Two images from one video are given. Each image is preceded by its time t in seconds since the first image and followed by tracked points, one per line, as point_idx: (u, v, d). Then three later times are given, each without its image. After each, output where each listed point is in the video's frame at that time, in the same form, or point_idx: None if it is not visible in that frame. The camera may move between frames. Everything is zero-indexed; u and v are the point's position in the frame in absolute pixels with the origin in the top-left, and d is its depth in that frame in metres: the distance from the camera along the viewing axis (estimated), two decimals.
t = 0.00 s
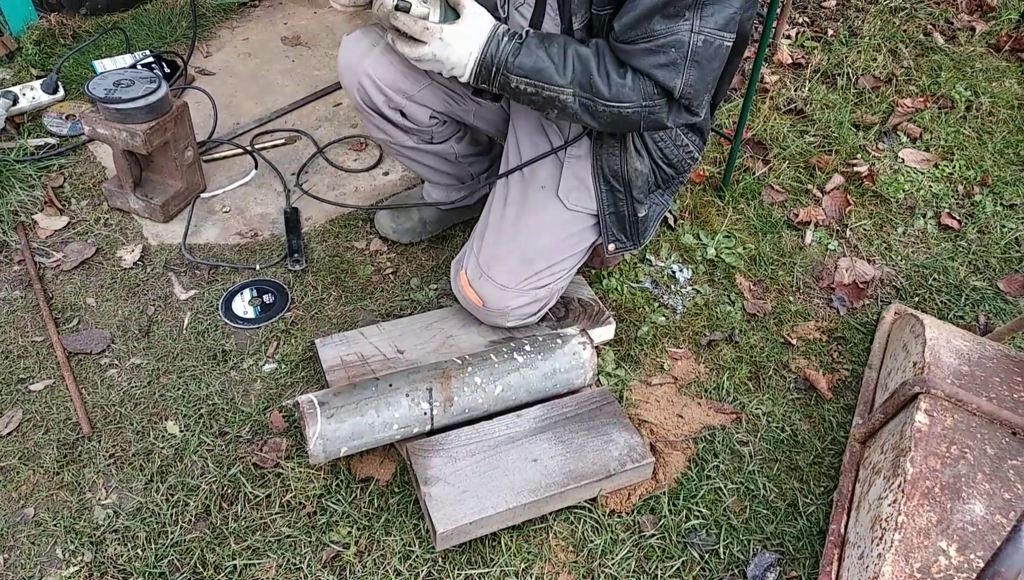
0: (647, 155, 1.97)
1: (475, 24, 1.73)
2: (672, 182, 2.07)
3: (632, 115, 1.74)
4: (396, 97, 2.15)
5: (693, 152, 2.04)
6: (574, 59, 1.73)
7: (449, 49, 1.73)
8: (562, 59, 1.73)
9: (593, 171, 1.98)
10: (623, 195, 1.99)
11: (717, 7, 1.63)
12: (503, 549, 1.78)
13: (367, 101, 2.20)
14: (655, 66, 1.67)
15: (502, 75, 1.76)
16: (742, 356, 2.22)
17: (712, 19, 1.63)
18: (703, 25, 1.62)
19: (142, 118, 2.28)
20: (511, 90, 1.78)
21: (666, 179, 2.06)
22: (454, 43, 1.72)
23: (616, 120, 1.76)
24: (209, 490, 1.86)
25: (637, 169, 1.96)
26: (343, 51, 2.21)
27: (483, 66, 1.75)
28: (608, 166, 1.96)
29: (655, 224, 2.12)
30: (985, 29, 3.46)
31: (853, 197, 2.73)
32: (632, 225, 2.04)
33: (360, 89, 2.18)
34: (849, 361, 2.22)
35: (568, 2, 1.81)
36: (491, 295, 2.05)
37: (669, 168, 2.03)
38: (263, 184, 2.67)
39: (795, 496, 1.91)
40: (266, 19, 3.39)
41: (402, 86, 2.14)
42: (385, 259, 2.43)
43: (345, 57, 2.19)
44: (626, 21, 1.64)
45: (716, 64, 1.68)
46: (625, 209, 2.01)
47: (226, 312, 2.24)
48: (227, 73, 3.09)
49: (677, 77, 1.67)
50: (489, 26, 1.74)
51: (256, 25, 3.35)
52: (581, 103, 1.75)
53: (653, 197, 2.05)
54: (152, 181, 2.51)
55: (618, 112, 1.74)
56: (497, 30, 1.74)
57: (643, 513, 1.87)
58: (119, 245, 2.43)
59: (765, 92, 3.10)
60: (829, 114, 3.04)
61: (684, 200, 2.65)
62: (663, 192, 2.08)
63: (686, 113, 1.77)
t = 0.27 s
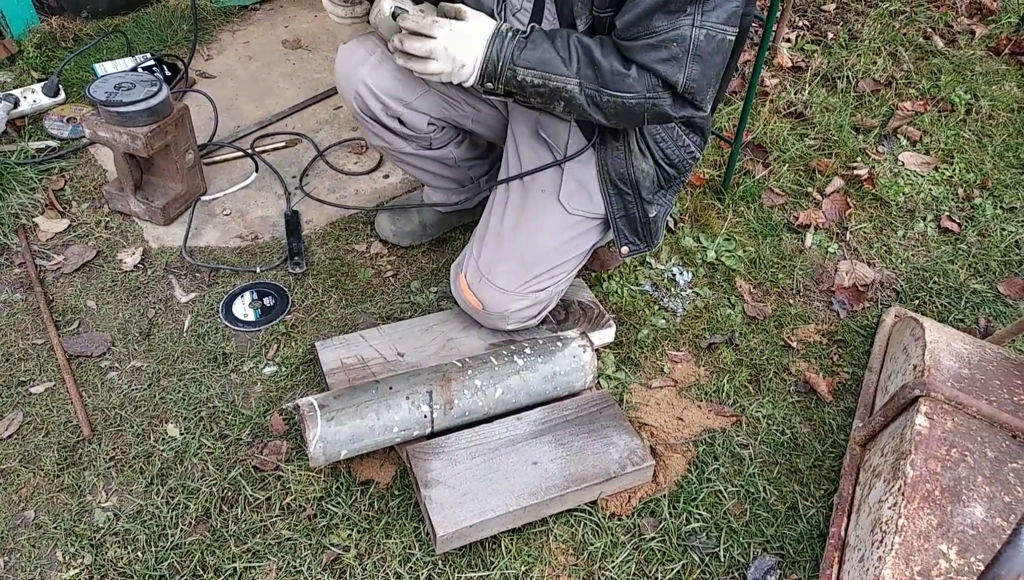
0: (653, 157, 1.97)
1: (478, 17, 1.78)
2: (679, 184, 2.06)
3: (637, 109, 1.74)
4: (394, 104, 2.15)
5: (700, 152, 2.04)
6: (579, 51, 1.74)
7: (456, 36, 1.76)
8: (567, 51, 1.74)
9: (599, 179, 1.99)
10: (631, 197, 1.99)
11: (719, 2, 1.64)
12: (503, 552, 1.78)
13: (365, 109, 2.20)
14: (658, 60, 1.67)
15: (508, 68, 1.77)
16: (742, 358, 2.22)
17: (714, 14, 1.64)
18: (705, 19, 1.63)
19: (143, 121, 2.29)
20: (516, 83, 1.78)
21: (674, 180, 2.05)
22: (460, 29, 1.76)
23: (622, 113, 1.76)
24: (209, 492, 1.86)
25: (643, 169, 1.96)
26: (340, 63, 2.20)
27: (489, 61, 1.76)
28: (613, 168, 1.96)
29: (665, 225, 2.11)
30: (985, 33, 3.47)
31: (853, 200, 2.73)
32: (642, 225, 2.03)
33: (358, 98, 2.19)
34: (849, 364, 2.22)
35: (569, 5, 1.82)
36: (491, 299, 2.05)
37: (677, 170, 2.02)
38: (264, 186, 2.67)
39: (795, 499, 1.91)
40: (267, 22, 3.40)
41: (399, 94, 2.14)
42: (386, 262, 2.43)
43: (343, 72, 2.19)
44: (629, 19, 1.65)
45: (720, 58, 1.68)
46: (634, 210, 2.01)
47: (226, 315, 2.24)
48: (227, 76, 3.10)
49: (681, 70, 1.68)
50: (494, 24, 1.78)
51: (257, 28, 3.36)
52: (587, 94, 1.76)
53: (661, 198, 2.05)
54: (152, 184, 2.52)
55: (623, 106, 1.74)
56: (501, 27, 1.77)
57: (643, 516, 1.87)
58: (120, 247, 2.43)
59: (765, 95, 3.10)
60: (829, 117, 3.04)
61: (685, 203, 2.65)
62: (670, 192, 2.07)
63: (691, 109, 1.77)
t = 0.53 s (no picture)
0: (654, 163, 1.96)
1: (475, 37, 1.78)
2: (680, 187, 2.06)
3: (637, 124, 1.74)
4: (398, 111, 2.15)
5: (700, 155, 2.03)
6: (577, 72, 1.74)
7: (451, 59, 1.76)
8: (564, 72, 1.74)
9: (602, 184, 1.99)
10: (633, 203, 1.99)
11: (717, 12, 1.62)
12: (506, 554, 1.78)
13: (368, 116, 2.20)
14: (656, 72, 1.66)
15: (505, 93, 1.77)
16: (744, 361, 2.22)
17: (712, 25, 1.63)
18: (703, 30, 1.62)
19: (145, 123, 2.29)
20: (514, 106, 1.79)
21: (674, 184, 2.04)
22: (455, 51, 1.76)
23: (622, 130, 1.76)
24: (211, 494, 1.86)
25: (644, 176, 1.96)
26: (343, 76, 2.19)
27: (485, 82, 1.76)
28: (615, 175, 1.96)
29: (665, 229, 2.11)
30: (987, 35, 3.47)
31: (856, 202, 2.73)
32: (643, 230, 2.03)
33: (360, 106, 2.18)
34: (851, 367, 2.22)
35: (567, 16, 1.82)
36: (493, 301, 2.05)
37: (677, 175, 2.02)
38: (266, 188, 2.67)
39: (797, 502, 1.91)
40: (270, 24, 3.40)
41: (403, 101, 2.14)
42: (388, 264, 2.43)
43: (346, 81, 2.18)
44: (627, 30, 1.66)
45: (719, 68, 1.67)
46: (636, 215, 2.01)
47: (228, 317, 2.25)
48: (229, 78, 3.10)
49: (680, 83, 1.67)
50: (491, 45, 1.77)
51: (259, 30, 3.36)
52: (586, 114, 1.76)
53: (661, 202, 2.05)
54: (155, 186, 2.52)
55: (623, 122, 1.74)
56: (497, 48, 1.77)
57: (645, 518, 1.86)
58: (122, 249, 2.43)
59: (767, 97, 3.10)
60: (831, 119, 3.04)
61: (687, 205, 2.65)
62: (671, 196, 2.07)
63: (691, 120, 1.76)
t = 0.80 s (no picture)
0: (652, 168, 1.95)
1: (469, 75, 1.74)
2: (679, 192, 2.05)
3: (635, 145, 1.75)
4: (397, 119, 2.15)
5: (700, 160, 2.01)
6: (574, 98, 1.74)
7: (446, 101, 1.74)
8: (562, 103, 1.74)
9: (600, 188, 1.99)
10: (632, 207, 1.99)
11: (710, 26, 1.59)
12: (505, 556, 1.78)
13: (368, 124, 2.21)
14: (652, 94, 1.66)
15: (504, 124, 1.79)
16: (743, 363, 2.22)
17: (706, 40, 1.60)
18: (697, 49, 1.60)
19: (144, 125, 2.29)
20: (514, 136, 1.82)
21: (673, 189, 2.03)
22: (450, 96, 1.74)
23: (621, 152, 1.77)
24: (209, 497, 1.85)
25: (643, 182, 1.95)
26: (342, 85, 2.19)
27: (482, 115, 1.78)
28: (614, 181, 1.95)
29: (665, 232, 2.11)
30: (984, 37, 3.48)
31: (854, 204, 2.73)
32: (641, 235, 2.04)
33: (360, 113, 2.19)
34: (850, 369, 2.22)
35: (562, 24, 1.80)
36: (492, 303, 2.05)
37: (677, 180, 2.01)
38: (265, 191, 2.67)
39: (796, 504, 1.91)
40: (268, 27, 3.41)
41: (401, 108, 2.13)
42: (386, 266, 2.43)
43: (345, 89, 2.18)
44: (622, 46, 1.65)
45: (715, 85, 1.65)
46: (635, 220, 2.01)
47: (227, 319, 2.24)
48: (228, 81, 3.10)
49: (676, 104, 1.66)
50: (489, 79, 1.75)
51: (258, 33, 3.36)
52: (585, 140, 1.78)
53: (660, 206, 2.05)
54: (153, 188, 2.52)
55: (621, 145, 1.75)
56: (494, 81, 1.76)
57: (644, 520, 1.86)
58: (120, 252, 2.43)
59: (766, 100, 3.11)
60: (829, 121, 3.04)
61: (685, 208, 2.65)
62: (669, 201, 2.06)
63: (690, 136, 1.75)
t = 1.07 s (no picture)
0: (653, 170, 1.96)
1: (465, 77, 1.74)
2: (680, 195, 2.04)
3: (633, 149, 1.75)
4: (397, 116, 2.14)
5: (700, 162, 2.01)
6: (571, 102, 1.74)
7: (441, 103, 1.75)
8: (559, 107, 1.74)
9: (600, 189, 1.99)
10: (631, 209, 1.99)
11: (708, 27, 1.58)
12: (504, 557, 1.77)
13: (368, 120, 2.20)
14: (649, 98, 1.66)
15: (501, 127, 1.79)
16: (742, 363, 2.22)
17: (704, 43, 1.59)
18: (695, 52, 1.59)
19: (142, 125, 2.28)
20: (510, 139, 1.82)
21: (673, 191, 2.03)
22: (445, 98, 1.74)
23: (618, 156, 1.77)
24: (208, 498, 1.85)
25: (642, 183, 1.95)
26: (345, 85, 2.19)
27: (479, 118, 1.78)
28: (614, 182, 1.96)
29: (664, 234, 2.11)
30: (984, 38, 3.48)
31: (853, 204, 2.73)
32: (641, 237, 2.04)
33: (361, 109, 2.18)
34: (849, 369, 2.22)
35: (561, 26, 1.78)
36: (492, 305, 2.05)
37: (676, 182, 2.01)
38: (263, 191, 2.66)
39: (796, 504, 1.91)
40: (267, 26, 3.40)
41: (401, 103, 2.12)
42: (385, 266, 2.43)
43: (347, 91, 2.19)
44: (620, 48, 1.64)
45: (713, 88, 1.65)
46: (634, 222, 2.01)
47: (225, 319, 2.24)
48: (227, 80, 3.10)
49: (673, 107, 1.66)
50: (486, 81, 1.75)
51: (257, 33, 3.36)
52: (581, 144, 1.78)
53: (660, 208, 2.04)
54: (152, 188, 2.51)
55: (618, 150, 1.75)
56: (491, 83, 1.75)
57: (644, 521, 1.86)
58: (118, 252, 2.42)
59: (765, 100, 3.10)
60: (829, 121, 3.04)
61: (685, 208, 2.65)
62: (669, 204, 2.06)
63: (687, 140, 1.75)
